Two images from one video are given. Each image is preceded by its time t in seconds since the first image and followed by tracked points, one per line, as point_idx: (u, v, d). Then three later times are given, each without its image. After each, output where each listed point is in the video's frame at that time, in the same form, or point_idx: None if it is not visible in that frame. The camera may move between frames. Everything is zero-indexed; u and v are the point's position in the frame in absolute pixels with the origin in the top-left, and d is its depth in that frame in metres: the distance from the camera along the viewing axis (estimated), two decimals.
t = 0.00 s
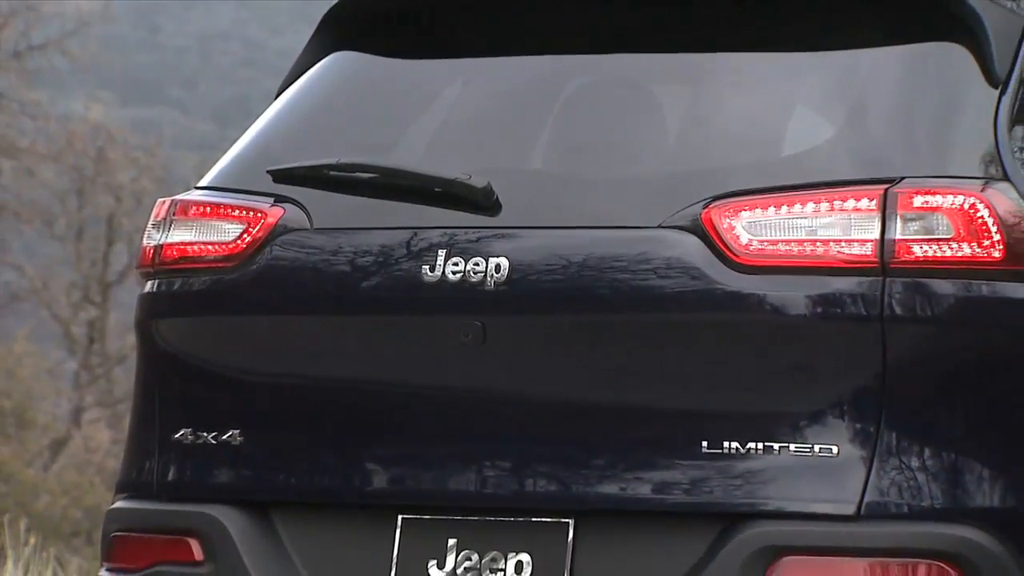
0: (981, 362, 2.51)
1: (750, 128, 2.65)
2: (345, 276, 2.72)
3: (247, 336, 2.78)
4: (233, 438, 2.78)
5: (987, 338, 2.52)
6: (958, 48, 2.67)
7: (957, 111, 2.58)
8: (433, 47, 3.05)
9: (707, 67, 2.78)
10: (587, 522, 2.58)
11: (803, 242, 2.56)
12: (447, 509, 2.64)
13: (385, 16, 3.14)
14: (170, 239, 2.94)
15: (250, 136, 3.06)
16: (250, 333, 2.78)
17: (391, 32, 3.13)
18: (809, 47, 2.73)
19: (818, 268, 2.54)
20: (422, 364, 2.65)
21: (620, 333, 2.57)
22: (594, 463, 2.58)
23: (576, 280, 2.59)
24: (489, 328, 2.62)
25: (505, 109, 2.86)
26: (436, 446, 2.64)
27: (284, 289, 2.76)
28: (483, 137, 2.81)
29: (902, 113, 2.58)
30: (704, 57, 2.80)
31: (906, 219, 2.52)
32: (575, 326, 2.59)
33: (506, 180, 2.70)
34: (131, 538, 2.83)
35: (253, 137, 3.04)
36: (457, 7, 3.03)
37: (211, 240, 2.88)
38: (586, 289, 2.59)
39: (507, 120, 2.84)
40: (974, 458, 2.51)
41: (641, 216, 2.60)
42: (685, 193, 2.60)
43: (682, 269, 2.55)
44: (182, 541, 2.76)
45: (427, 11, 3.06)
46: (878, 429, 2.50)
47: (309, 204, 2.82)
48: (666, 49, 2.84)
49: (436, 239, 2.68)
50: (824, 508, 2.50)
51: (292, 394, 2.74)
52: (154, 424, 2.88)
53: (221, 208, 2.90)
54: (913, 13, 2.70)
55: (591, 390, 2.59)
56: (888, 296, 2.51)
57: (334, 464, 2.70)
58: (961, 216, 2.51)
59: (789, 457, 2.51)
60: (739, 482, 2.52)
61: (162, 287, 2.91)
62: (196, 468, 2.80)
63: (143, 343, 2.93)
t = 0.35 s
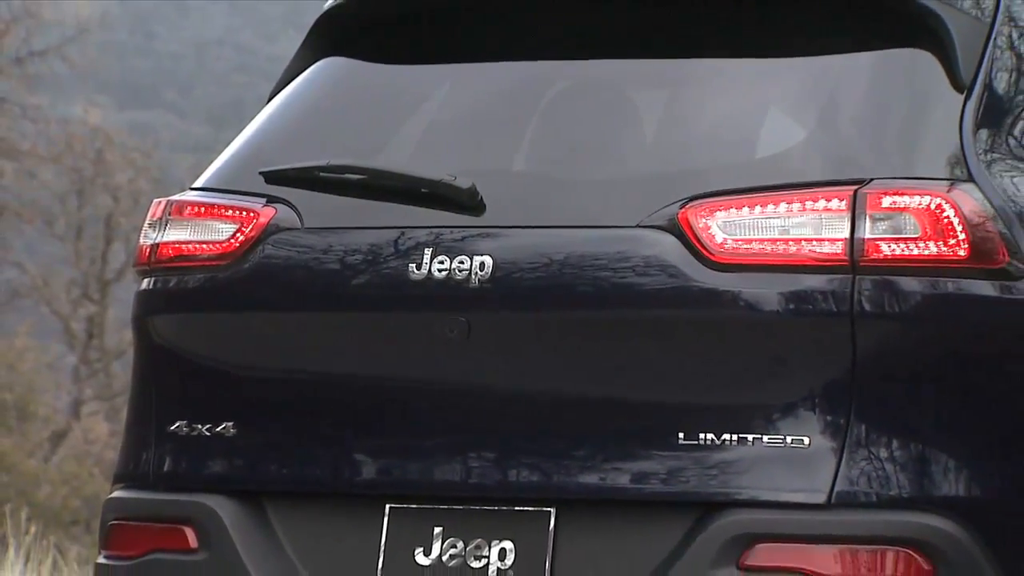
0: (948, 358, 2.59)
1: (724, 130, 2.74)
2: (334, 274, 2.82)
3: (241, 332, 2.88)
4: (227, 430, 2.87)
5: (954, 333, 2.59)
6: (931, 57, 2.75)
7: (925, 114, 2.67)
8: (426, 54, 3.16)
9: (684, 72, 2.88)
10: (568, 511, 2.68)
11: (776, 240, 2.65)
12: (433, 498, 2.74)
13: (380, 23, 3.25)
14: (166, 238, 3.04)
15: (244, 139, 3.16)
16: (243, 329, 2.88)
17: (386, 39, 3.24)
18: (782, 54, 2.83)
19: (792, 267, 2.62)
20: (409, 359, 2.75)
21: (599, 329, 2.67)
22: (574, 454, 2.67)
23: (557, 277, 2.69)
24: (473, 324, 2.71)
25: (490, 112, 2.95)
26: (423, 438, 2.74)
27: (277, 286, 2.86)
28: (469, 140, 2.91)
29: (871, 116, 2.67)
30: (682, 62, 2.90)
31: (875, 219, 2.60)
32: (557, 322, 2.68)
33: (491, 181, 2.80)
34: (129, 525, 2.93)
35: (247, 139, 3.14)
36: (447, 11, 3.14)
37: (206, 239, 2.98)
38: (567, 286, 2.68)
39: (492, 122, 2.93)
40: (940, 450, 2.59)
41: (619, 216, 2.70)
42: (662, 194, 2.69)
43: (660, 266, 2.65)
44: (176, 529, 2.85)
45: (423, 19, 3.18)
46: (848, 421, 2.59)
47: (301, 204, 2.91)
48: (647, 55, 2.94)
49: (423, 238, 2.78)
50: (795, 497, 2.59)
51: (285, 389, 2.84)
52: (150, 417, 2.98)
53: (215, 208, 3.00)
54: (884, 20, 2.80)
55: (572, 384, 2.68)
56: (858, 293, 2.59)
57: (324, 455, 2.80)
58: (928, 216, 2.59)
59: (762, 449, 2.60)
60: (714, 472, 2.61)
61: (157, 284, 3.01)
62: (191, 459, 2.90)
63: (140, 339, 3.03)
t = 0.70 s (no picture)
0: (915, 352, 2.68)
1: (700, 134, 2.85)
2: (326, 272, 2.92)
3: (236, 328, 2.99)
4: (222, 422, 2.98)
5: (922, 329, 2.68)
6: (897, 61, 2.86)
7: (892, 119, 2.78)
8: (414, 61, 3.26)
9: (663, 78, 2.98)
10: (551, 500, 2.79)
11: (750, 240, 2.75)
12: (421, 488, 2.85)
13: (371, 31, 3.36)
14: (163, 237, 3.15)
15: (238, 141, 3.27)
16: (238, 325, 2.98)
17: (377, 46, 3.34)
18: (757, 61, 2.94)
19: (765, 265, 2.73)
20: (397, 354, 2.86)
21: (580, 325, 2.78)
22: (556, 445, 2.78)
23: (540, 275, 2.79)
24: (459, 320, 2.82)
25: (476, 117, 3.06)
26: (411, 430, 2.85)
27: (270, 284, 2.97)
28: (455, 143, 3.02)
29: (841, 121, 2.77)
30: (661, 69, 3.01)
31: (845, 219, 2.70)
32: (540, 318, 2.79)
33: (476, 182, 2.91)
34: (128, 514, 3.04)
35: (242, 142, 3.25)
36: (433, 18, 3.24)
37: (202, 238, 3.09)
38: (550, 284, 2.79)
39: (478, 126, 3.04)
40: (908, 440, 2.68)
41: (600, 216, 2.80)
42: (640, 196, 2.80)
43: (639, 264, 2.75)
44: (174, 517, 2.96)
45: (410, 26, 3.28)
46: (820, 413, 2.69)
47: (294, 205, 3.02)
48: (628, 62, 3.05)
49: (411, 238, 2.89)
50: (769, 485, 2.69)
51: (278, 382, 2.94)
52: (149, 410, 3.09)
53: (211, 209, 3.11)
54: (854, 31, 2.91)
55: (554, 378, 2.79)
56: (829, 290, 2.69)
57: (315, 446, 2.90)
58: (896, 216, 2.69)
59: (737, 440, 2.71)
60: (691, 463, 2.71)
61: (155, 282, 3.12)
62: (188, 450, 3.01)
63: (138, 335, 3.14)
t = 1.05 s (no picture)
0: (881, 347, 2.80)
1: (676, 138, 2.94)
2: (316, 270, 3.03)
3: (230, 324, 3.10)
4: (217, 415, 3.10)
5: (888, 325, 2.80)
6: (864, 68, 2.94)
7: (861, 124, 2.88)
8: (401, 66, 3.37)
9: (641, 84, 3.07)
10: (533, 489, 2.90)
11: (724, 240, 2.85)
12: (408, 478, 2.96)
13: (361, 37, 3.46)
14: (160, 237, 3.26)
15: (232, 144, 3.38)
16: (233, 322, 3.10)
17: (364, 52, 3.44)
18: (733, 69, 3.02)
19: (739, 264, 2.83)
20: (385, 350, 2.97)
21: (561, 321, 2.89)
22: (538, 437, 2.89)
23: (523, 273, 2.90)
24: (445, 317, 2.93)
25: (461, 122, 3.17)
26: (399, 423, 2.97)
27: (263, 282, 3.08)
28: (441, 146, 3.13)
29: (812, 125, 2.87)
30: (639, 75, 3.09)
31: (815, 219, 2.81)
32: (522, 315, 2.90)
33: (461, 184, 3.02)
34: (126, 503, 3.15)
35: (236, 145, 3.36)
36: (421, 29, 3.36)
37: (197, 238, 3.20)
38: (532, 282, 2.90)
39: (463, 130, 3.15)
40: (874, 431, 2.80)
41: (579, 217, 2.91)
42: (618, 197, 2.91)
43: (617, 263, 2.86)
44: (170, 506, 3.08)
45: (398, 34, 3.39)
46: (790, 406, 2.79)
47: (285, 206, 3.13)
48: (607, 68, 3.14)
49: (398, 237, 2.99)
50: (742, 475, 2.79)
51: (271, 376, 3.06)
52: (147, 403, 3.20)
53: (206, 210, 3.22)
54: (827, 38, 2.98)
55: (536, 373, 2.90)
56: (798, 288, 2.79)
57: (307, 437, 3.01)
58: (863, 217, 2.80)
59: (711, 431, 2.81)
60: (667, 453, 2.82)
61: (152, 280, 3.23)
62: (184, 442, 3.12)
63: (136, 331, 3.25)
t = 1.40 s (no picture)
0: (849, 341, 2.91)
1: (653, 142, 3.06)
2: (306, 269, 3.15)
3: (224, 321, 3.22)
4: (211, 408, 3.21)
5: (855, 321, 2.91)
6: (831, 75, 3.06)
7: (829, 129, 2.99)
8: (388, 73, 3.48)
9: (619, 89, 3.18)
10: (514, 479, 3.02)
11: (698, 239, 2.97)
12: (395, 468, 3.08)
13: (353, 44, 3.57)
14: (156, 237, 3.38)
15: (226, 148, 3.50)
16: (226, 318, 3.21)
17: (357, 58, 3.55)
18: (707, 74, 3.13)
19: (712, 263, 2.95)
20: (373, 345, 3.09)
21: (541, 318, 3.00)
22: (520, 428, 3.01)
23: (505, 272, 3.02)
24: (429, 314, 3.05)
25: (447, 126, 3.28)
26: (386, 415, 3.08)
27: (255, 280, 3.20)
28: (426, 149, 3.24)
29: (781, 129, 2.99)
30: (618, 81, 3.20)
31: (785, 220, 2.92)
32: (504, 312, 3.01)
33: (446, 186, 3.14)
34: (123, 492, 3.27)
35: (229, 149, 3.48)
36: (407, 37, 3.47)
37: (192, 238, 3.32)
38: (514, 280, 3.02)
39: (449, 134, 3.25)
40: (842, 423, 2.90)
41: (559, 217, 3.03)
42: (596, 198, 3.03)
43: (595, 263, 2.98)
44: (165, 495, 3.19)
45: (387, 41, 3.51)
46: (762, 398, 2.91)
47: (277, 208, 3.25)
48: (588, 75, 3.25)
49: (385, 237, 3.12)
50: (715, 465, 2.91)
51: (264, 371, 3.18)
52: (143, 397, 3.32)
53: (200, 211, 3.34)
54: (797, 45, 3.11)
55: (517, 367, 3.01)
56: (769, 285, 2.91)
57: (298, 430, 3.13)
58: (831, 218, 2.92)
59: (686, 424, 2.93)
60: (643, 444, 2.94)
61: (148, 278, 3.35)
62: (179, 434, 3.24)
63: (133, 328, 3.37)
